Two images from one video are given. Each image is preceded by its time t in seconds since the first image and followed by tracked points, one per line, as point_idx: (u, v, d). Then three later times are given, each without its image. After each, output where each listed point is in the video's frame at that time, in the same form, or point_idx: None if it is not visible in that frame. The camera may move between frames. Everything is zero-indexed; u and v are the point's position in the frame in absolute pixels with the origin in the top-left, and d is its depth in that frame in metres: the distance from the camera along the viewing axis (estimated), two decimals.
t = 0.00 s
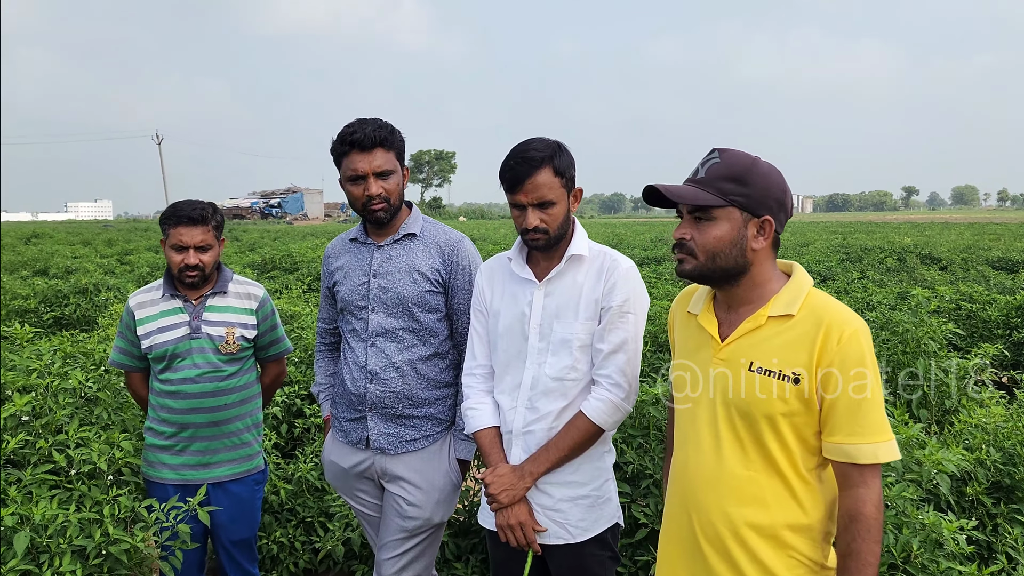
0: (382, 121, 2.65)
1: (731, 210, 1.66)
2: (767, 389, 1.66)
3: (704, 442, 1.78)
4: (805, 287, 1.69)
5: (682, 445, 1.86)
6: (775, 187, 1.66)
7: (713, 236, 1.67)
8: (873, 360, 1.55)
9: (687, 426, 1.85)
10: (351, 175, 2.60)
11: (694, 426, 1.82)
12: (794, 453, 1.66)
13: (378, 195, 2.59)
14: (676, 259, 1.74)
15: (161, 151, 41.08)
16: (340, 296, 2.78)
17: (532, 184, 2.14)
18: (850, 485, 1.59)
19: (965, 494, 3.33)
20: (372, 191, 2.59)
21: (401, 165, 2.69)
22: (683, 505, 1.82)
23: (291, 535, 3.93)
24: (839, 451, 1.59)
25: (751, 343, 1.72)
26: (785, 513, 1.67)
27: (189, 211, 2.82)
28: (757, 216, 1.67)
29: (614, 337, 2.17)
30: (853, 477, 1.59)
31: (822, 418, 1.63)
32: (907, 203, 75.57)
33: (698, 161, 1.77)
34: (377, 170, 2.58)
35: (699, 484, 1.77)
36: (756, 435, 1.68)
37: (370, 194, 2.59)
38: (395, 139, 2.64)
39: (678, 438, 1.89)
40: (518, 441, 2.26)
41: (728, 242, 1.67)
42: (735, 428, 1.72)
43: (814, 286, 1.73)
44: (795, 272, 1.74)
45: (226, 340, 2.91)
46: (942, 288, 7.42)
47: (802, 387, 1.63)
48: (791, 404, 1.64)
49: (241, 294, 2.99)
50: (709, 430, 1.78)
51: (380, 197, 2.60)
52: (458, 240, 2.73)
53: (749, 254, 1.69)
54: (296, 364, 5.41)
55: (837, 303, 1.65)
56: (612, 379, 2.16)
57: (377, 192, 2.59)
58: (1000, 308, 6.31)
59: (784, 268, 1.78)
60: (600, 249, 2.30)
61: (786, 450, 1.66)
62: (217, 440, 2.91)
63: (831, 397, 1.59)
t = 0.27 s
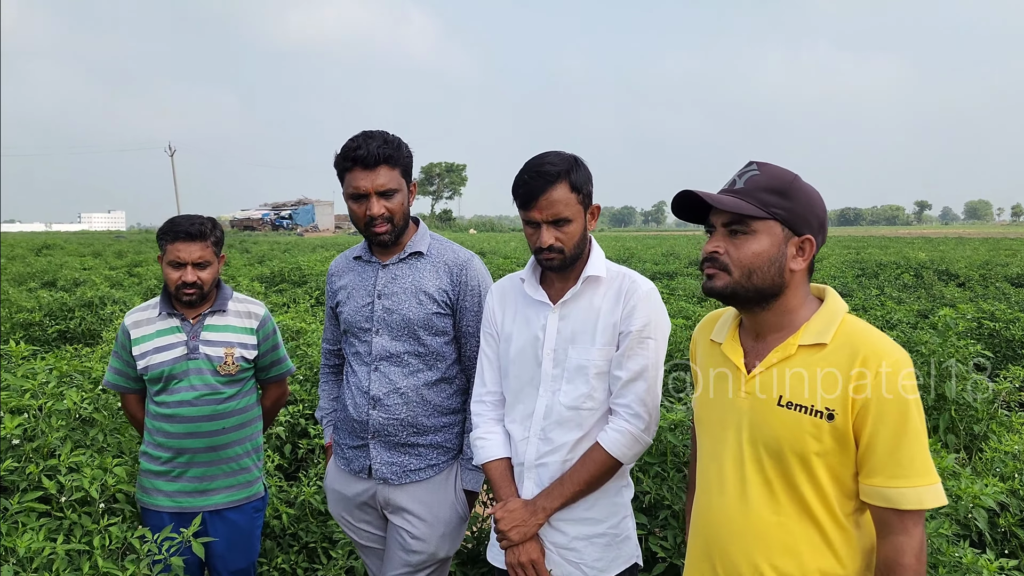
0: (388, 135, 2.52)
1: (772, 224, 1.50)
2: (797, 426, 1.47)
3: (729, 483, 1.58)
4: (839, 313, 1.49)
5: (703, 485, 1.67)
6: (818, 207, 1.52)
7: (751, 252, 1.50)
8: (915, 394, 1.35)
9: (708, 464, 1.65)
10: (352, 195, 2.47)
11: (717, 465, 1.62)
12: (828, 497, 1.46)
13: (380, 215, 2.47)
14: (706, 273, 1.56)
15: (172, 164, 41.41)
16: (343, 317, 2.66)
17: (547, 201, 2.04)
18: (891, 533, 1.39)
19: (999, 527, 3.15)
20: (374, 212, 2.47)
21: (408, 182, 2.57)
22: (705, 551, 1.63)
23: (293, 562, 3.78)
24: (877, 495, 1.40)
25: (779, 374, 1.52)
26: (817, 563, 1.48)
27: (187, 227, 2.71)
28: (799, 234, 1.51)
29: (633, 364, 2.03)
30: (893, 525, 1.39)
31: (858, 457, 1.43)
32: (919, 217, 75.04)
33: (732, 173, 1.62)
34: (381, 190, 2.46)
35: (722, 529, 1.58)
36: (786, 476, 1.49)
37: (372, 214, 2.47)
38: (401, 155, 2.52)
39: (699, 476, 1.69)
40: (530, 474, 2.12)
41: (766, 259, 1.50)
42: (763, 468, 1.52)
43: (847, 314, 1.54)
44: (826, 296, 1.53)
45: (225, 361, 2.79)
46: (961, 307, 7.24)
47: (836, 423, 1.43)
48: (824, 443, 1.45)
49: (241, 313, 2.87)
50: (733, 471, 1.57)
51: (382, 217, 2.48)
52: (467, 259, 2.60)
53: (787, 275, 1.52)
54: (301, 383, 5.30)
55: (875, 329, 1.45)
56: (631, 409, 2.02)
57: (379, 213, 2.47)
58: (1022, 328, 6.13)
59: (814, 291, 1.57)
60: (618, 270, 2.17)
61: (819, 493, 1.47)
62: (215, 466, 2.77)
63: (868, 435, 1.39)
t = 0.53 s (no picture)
0: (393, 145, 2.43)
1: (804, 241, 1.40)
2: (822, 452, 1.32)
3: (750, 515, 1.43)
4: (868, 335, 1.36)
5: (720, 514, 1.52)
6: (848, 216, 1.43)
7: (786, 271, 1.39)
8: (950, 421, 1.20)
9: (726, 494, 1.49)
10: (357, 206, 2.39)
11: (737, 494, 1.47)
12: (857, 530, 1.32)
13: (384, 228, 2.39)
14: (738, 300, 1.44)
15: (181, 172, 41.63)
16: (346, 332, 2.58)
17: (559, 210, 1.97)
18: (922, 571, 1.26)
19: None
20: (379, 225, 2.39)
21: (413, 193, 2.49)
22: None
23: None
24: (906, 528, 1.26)
25: (805, 395, 1.38)
26: None
27: (186, 237, 2.63)
28: (831, 248, 1.42)
29: (647, 383, 1.94)
30: (925, 561, 1.26)
31: (887, 488, 1.29)
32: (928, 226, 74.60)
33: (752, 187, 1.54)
34: (386, 203, 2.37)
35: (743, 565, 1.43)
36: (812, 507, 1.34)
37: (375, 227, 2.39)
38: (406, 166, 2.44)
39: (716, 505, 1.54)
40: (539, 498, 2.03)
41: (803, 278, 1.39)
42: (785, 498, 1.37)
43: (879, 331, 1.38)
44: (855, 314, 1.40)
45: (224, 375, 2.71)
46: (977, 318, 7.10)
47: (864, 451, 1.28)
48: (851, 473, 1.30)
49: (241, 325, 2.80)
50: (754, 501, 1.42)
51: (387, 230, 2.40)
52: (474, 272, 2.52)
53: (823, 294, 1.42)
54: (305, 394, 5.22)
55: (905, 347, 1.30)
56: (645, 431, 1.93)
57: (383, 226, 2.39)
58: None
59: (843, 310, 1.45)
60: (631, 283, 2.08)
61: (847, 526, 1.32)
62: (213, 484, 2.69)
63: (898, 464, 1.25)
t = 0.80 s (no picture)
0: (390, 140, 2.36)
1: (817, 244, 1.35)
2: (839, 457, 1.26)
3: (761, 521, 1.36)
4: (888, 334, 1.29)
5: (730, 521, 1.45)
6: (860, 211, 1.38)
7: (802, 278, 1.34)
8: (973, 426, 1.15)
9: (737, 499, 1.43)
10: (351, 206, 2.32)
11: (748, 500, 1.40)
12: (874, 539, 1.26)
13: (378, 227, 2.33)
14: (754, 314, 1.38)
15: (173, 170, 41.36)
16: (339, 331, 2.51)
17: (561, 207, 1.91)
18: None
19: None
20: (373, 224, 2.32)
21: (410, 190, 2.42)
22: None
23: None
24: (927, 538, 1.20)
25: (821, 397, 1.31)
26: None
27: (174, 234, 2.55)
28: (846, 246, 1.36)
29: (651, 385, 1.88)
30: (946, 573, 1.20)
31: (906, 495, 1.23)
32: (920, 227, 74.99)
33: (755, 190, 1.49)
34: (380, 201, 2.31)
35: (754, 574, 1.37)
36: (828, 515, 1.28)
37: (369, 226, 2.32)
38: (403, 163, 2.36)
39: (725, 511, 1.47)
40: (538, 503, 1.97)
41: (820, 283, 1.34)
42: (800, 505, 1.31)
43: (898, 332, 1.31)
44: (874, 313, 1.34)
45: (214, 376, 2.63)
46: (973, 319, 7.09)
47: (883, 456, 1.23)
48: (869, 479, 1.24)
49: (232, 325, 2.72)
50: (767, 507, 1.36)
51: (381, 229, 2.33)
52: (472, 270, 2.46)
53: (841, 293, 1.36)
54: (297, 394, 5.14)
55: (927, 349, 1.25)
56: (648, 434, 1.87)
57: (378, 225, 2.32)
58: None
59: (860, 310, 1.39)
60: (634, 282, 2.02)
61: (865, 534, 1.26)
62: (202, 487, 2.61)
63: (918, 471, 1.20)
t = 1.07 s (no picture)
0: (386, 136, 2.30)
1: (829, 246, 1.30)
2: (858, 462, 1.22)
3: (777, 526, 1.32)
4: (908, 334, 1.26)
5: (742, 526, 1.41)
6: (873, 207, 1.33)
7: (815, 282, 1.29)
8: (997, 428, 1.11)
9: (749, 502, 1.38)
10: (344, 202, 2.26)
11: (762, 504, 1.35)
12: (893, 545, 1.22)
13: (371, 226, 2.26)
14: (767, 320, 1.34)
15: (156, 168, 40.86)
16: (331, 331, 2.44)
17: (560, 204, 1.86)
18: None
19: None
20: (365, 223, 2.26)
21: (404, 188, 2.35)
22: None
23: None
24: (949, 544, 1.16)
25: (838, 400, 1.27)
26: None
27: (160, 231, 2.47)
28: (860, 246, 1.32)
29: (655, 386, 1.83)
30: None
31: (927, 500, 1.19)
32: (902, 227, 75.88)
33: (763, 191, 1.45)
34: (373, 199, 2.25)
35: None
36: (846, 521, 1.24)
37: (361, 224, 2.26)
38: (399, 160, 2.30)
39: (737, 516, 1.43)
40: (539, 508, 1.92)
41: (834, 286, 1.29)
42: (816, 510, 1.27)
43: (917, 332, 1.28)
44: (892, 314, 1.31)
45: (201, 378, 2.55)
46: (960, 318, 7.14)
47: (904, 460, 1.19)
48: (888, 483, 1.20)
49: (219, 325, 2.64)
50: (781, 512, 1.31)
51: (374, 227, 2.27)
52: (468, 269, 2.40)
53: (856, 294, 1.32)
54: (285, 395, 5.06)
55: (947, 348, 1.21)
56: (652, 437, 1.82)
57: (370, 223, 2.26)
58: None
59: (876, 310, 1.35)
60: (636, 280, 1.98)
61: (883, 540, 1.22)
62: (190, 492, 2.53)
63: (940, 475, 1.16)
